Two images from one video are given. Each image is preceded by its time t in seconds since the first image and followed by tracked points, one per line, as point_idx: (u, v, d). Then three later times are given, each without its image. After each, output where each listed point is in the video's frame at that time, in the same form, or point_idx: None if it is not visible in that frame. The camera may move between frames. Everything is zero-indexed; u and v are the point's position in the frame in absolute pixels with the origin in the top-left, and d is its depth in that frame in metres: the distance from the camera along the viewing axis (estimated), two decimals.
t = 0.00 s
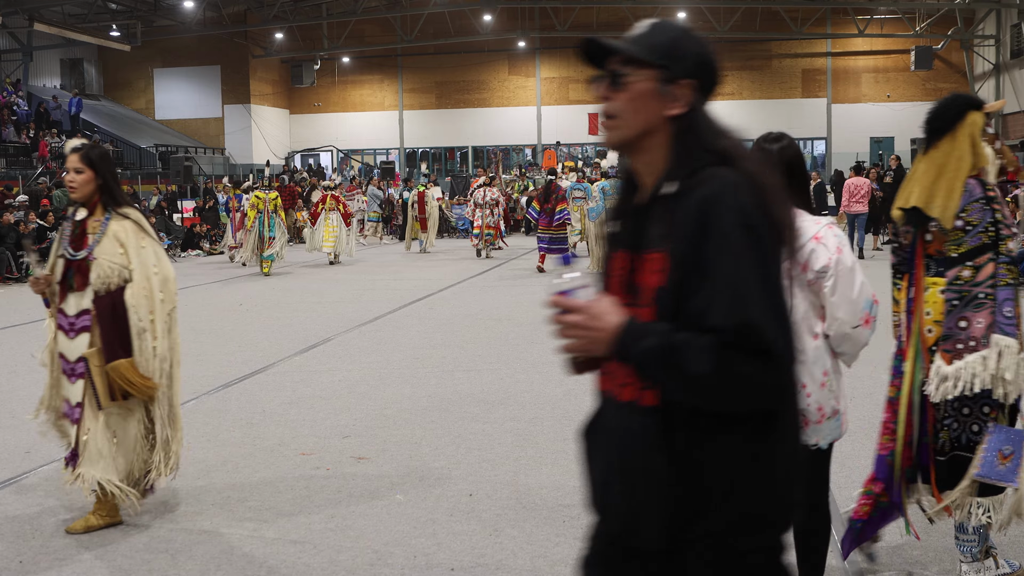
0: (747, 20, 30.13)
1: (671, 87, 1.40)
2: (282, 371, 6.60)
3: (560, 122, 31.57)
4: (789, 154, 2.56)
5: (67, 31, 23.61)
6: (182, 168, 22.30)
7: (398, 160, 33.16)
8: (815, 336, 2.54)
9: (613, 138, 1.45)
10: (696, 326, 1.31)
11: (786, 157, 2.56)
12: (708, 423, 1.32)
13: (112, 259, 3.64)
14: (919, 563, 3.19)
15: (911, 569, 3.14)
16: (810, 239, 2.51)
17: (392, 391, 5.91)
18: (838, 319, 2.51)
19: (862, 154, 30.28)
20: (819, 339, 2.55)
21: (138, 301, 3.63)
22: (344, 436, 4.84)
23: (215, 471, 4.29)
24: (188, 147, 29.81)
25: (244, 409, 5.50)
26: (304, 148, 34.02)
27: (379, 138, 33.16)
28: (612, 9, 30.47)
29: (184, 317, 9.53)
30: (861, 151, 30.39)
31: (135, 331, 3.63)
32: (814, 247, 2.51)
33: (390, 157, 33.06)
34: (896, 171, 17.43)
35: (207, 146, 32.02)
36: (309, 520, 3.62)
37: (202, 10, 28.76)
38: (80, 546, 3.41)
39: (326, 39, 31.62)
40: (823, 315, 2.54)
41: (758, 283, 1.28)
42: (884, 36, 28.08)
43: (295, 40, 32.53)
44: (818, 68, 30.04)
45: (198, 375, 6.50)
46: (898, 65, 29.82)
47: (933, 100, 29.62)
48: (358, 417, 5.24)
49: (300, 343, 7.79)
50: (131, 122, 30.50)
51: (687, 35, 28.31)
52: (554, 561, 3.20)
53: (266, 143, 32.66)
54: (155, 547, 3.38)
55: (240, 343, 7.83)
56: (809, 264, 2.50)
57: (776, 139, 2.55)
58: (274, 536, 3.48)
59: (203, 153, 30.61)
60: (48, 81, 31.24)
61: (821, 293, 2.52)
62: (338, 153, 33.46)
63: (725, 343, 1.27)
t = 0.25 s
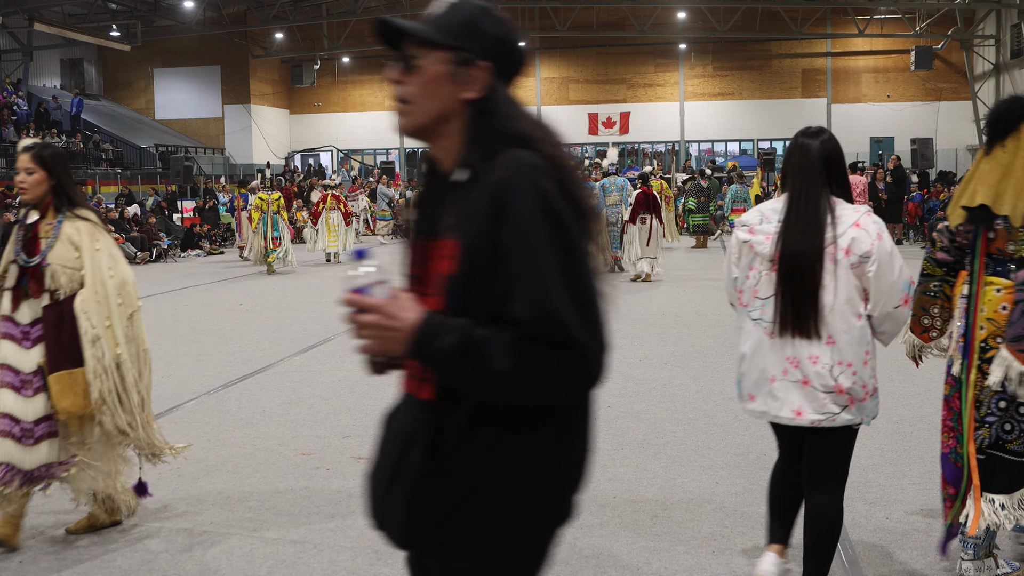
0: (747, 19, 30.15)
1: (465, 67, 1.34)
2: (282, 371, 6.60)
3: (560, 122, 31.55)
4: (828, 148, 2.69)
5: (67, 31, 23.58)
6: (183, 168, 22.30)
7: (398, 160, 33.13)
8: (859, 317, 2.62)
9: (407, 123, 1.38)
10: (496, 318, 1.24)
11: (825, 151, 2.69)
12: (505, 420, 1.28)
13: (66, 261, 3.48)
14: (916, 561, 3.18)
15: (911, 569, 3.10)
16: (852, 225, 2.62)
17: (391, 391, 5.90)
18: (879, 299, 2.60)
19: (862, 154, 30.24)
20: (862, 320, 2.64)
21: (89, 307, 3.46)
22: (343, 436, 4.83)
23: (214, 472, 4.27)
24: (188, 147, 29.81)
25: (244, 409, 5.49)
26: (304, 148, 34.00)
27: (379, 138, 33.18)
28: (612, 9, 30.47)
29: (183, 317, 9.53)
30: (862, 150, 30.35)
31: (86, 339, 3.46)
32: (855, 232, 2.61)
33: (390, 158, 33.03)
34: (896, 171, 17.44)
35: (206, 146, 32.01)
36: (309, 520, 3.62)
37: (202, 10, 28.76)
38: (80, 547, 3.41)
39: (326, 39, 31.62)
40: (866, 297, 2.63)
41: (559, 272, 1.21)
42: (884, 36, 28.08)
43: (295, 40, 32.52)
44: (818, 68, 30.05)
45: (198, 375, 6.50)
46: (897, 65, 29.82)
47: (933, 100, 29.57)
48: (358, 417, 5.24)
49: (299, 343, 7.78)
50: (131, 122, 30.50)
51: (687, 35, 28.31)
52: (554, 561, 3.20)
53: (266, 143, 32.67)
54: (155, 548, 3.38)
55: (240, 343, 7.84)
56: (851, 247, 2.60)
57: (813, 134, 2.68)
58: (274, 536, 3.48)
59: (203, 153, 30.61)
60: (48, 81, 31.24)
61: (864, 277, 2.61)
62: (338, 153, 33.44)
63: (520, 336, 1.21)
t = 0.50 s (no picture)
0: (746, 19, 30.16)
1: (252, 90, 1.35)
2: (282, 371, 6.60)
3: (560, 122, 31.57)
4: (852, 163, 2.93)
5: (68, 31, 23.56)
6: (183, 167, 22.29)
7: (398, 160, 33.17)
8: (894, 314, 2.86)
9: (198, 148, 1.39)
10: (271, 358, 1.23)
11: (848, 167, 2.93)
12: (280, 469, 1.26)
13: (10, 271, 3.18)
14: (915, 559, 3.19)
15: (911, 570, 3.11)
16: (882, 231, 2.86)
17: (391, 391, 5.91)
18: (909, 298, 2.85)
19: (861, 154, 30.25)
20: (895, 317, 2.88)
21: (39, 321, 3.22)
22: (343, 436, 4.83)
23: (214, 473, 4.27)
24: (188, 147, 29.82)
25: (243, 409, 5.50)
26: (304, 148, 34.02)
27: (379, 138, 33.18)
28: (612, 10, 30.48)
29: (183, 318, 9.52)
30: (862, 150, 30.35)
31: (35, 353, 3.23)
32: (885, 236, 2.86)
33: (390, 157, 33.06)
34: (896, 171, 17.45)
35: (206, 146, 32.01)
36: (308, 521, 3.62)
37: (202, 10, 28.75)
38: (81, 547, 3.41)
39: (326, 39, 31.64)
40: (895, 296, 2.88)
41: (334, 315, 1.21)
42: (885, 36, 28.09)
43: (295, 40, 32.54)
44: (818, 68, 30.06)
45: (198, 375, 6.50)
46: (897, 65, 29.82)
47: (933, 100, 29.55)
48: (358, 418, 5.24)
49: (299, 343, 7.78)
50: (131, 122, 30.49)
51: (687, 35, 28.33)
52: (553, 561, 3.20)
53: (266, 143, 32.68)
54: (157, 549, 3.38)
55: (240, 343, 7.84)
56: (884, 251, 2.85)
57: (840, 151, 2.92)
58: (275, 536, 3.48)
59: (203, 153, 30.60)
60: (48, 81, 31.23)
61: (897, 278, 2.86)
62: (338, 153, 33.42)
63: (287, 380, 1.20)
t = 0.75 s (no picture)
0: (746, 19, 30.15)
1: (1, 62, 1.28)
2: (283, 371, 6.59)
3: (560, 122, 31.57)
4: (876, 152, 3.13)
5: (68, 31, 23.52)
6: (182, 168, 22.26)
7: (398, 160, 33.20)
8: (913, 293, 3.07)
9: None
10: None
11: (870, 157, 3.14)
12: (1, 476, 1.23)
13: None
14: (919, 561, 3.16)
15: (913, 570, 3.09)
16: (901, 216, 3.08)
17: (391, 391, 5.91)
18: (928, 278, 3.07)
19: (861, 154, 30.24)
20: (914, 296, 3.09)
21: None
22: (343, 436, 4.83)
23: (214, 472, 4.27)
24: (188, 147, 29.83)
25: (243, 409, 5.49)
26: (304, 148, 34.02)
27: (379, 138, 33.20)
28: (612, 9, 30.47)
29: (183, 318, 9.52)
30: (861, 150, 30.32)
31: None
32: (903, 220, 3.07)
33: (390, 157, 33.08)
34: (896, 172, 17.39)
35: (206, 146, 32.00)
36: (309, 520, 3.62)
37: (202, 10, 28.75)
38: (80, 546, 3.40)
39: (326, 39, 31.65)
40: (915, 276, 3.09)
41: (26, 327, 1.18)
42: (885, 36, 28.10)
43: (295, 40, 32.55)
44: (818, 68, 30.07)
45: (198, 375, 6.50)
46: (897, 65, 29.81)
47: (933, 100, 29.54)
48: (358, 417, 5.23)
49: (299, 343, 7.78)
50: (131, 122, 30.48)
51: (687, 35, 28.34)
52: (554, 562, 3.20)
53: (266, 143, 32.70)
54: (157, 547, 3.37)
55: (239, 343, 7.84)
56: (902, 234, 3.07)
57: (863, 141, 3.13)
58: (274, 536, 3.48)
59: (203, 153, 30.59)
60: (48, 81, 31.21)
61: (915, 260, 3.07)
62: (338, 153, 33.42)
63: None
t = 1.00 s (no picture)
0: (747, 19, 30.15)
1: None
2: (283, 371, 6.60)
3: (560, 122, 31.56)
4: (903, 158, 3.24)
5: (67, 31, 23.50)
6: (183, 167, 22.28)
7: (398, 160, 33.21)
8: (929, 294, 3.19)
9: None
10: None
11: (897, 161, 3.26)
12: None
13: None
14: (919, 561, 3.16)
15: (913, 570, 3.09)
16: (922, 220, 3.20)
17: (392, 391, 5.91)
18: (947, 279, 3.18)
19: (861, 154, 30.21)
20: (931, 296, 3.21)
21: None
22: (343, 436, 4.83)
23: (215, 472, 4.27)
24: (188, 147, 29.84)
25: (243, 409, 5.49)
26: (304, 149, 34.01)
27: (379, 138, 33.19)
28: (612, 9, 30.48)
29: (183, 318, 9.52)
30: (862, 150, 30.29)
31: None
32: (925, 223, 3.19)
33: (390, 158, 33.08)
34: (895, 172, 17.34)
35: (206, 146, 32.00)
36: (310, 520, 3.62)
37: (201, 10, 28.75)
38: (81, 546, 3.40)
39: (326, 39, 31.66)
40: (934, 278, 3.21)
41: None
42: (885, 36, 28.12)
43: (295, 40, 32.56)
44: (819, 68, 30.07)
45: (198, 375, 6.50)
46: (898, 65, 29.80)
47: (933, 100, 29.55)
48: (358, 417, 5.23)
49: (300, 343, 7.77)
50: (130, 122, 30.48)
51: (687, 35, 28.36)
52: (554, 562, 3.20)
53: (265, 143, 32.70)
54: (155, 547, 3.37)
55: (239, 343, 7.85)
56: (923, 236, 3.19)
57: (891, 145, 3.24)
58: (274, 536, 3.47)
59: (203, 153, 30.59)
60: (48, 81, 31.22)
61: (934, 261, 3.19)
62: (338, 153, 33.40)
63: None
